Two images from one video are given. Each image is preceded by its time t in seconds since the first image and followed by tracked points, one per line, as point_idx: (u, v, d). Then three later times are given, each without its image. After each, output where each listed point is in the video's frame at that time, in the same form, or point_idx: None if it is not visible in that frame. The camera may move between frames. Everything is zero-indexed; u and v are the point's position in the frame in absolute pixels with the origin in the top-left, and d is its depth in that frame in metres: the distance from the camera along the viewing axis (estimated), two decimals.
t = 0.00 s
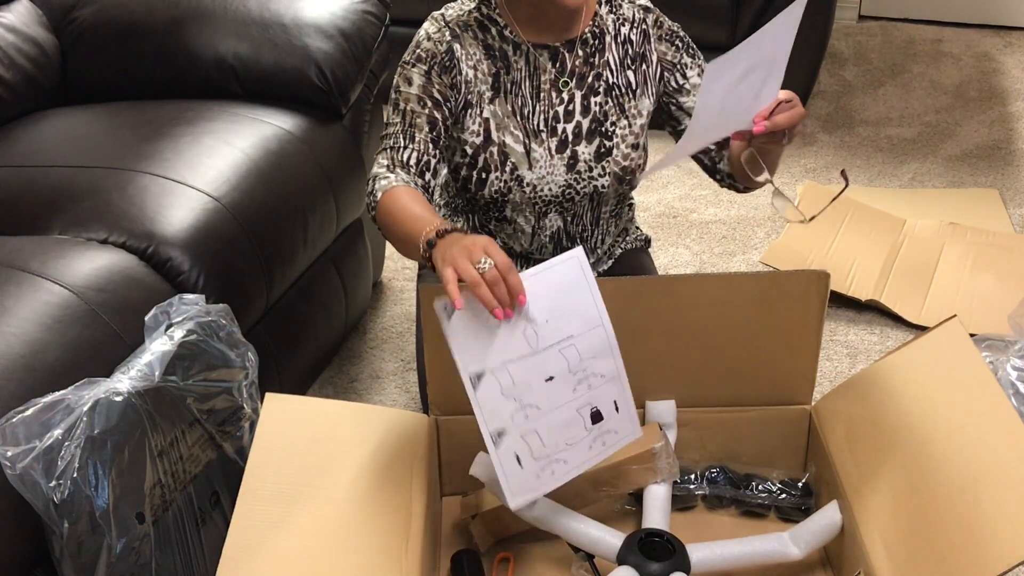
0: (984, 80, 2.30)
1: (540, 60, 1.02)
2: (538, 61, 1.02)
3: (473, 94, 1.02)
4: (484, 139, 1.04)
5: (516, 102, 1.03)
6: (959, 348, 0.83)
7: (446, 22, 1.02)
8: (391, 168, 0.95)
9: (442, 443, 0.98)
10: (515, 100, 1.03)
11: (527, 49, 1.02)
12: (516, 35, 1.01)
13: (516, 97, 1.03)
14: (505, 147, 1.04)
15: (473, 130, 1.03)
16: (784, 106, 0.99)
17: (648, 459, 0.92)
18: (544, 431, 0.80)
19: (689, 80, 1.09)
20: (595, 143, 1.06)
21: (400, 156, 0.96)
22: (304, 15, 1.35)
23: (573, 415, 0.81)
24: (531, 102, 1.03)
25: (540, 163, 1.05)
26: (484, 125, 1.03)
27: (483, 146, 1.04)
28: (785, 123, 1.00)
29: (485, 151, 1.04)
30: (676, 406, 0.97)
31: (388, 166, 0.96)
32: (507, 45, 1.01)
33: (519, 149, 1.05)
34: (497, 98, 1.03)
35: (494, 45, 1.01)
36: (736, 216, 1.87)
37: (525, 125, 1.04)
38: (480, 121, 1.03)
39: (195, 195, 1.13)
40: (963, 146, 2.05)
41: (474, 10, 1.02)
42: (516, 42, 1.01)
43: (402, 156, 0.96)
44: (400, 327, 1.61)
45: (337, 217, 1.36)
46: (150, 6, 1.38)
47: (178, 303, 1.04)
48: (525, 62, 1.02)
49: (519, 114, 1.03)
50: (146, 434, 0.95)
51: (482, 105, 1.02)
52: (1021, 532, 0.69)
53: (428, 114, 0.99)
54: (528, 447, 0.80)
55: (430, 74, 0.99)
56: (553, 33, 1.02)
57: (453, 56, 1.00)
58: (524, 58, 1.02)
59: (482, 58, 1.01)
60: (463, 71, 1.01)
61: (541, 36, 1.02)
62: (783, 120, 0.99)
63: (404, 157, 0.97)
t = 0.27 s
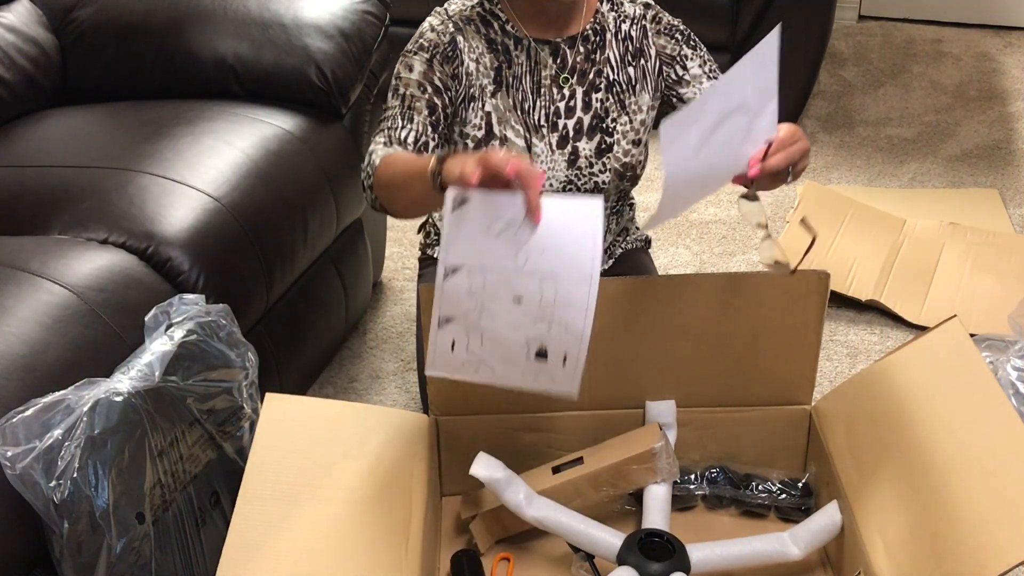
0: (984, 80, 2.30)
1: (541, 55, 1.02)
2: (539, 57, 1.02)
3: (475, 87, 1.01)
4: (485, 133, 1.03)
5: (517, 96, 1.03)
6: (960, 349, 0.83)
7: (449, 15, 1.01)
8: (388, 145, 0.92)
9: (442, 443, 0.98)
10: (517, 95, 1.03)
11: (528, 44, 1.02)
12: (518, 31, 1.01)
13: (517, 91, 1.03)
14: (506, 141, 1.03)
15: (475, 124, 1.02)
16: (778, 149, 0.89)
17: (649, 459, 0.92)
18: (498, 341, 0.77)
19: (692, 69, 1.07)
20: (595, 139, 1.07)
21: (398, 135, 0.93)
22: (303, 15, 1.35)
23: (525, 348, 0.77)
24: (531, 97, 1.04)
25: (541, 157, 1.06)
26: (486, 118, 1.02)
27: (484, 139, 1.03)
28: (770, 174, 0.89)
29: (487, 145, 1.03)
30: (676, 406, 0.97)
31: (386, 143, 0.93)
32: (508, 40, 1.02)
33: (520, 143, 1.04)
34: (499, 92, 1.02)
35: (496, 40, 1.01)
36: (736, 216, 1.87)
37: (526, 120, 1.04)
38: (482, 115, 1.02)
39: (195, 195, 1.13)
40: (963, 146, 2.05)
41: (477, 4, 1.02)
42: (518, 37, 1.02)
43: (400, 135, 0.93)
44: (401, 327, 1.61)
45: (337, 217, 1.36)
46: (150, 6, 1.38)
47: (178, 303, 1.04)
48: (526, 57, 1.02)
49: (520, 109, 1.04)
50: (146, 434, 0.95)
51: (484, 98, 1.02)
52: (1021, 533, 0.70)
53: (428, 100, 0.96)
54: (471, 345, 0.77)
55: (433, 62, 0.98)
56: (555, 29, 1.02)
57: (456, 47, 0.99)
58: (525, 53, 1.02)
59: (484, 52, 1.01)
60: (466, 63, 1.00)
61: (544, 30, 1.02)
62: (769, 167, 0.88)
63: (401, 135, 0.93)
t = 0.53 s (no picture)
0: (984, 80, 2.30)
1: (544, 53, 1.02)
2: (541, 53, 1.02)
3: (483, 77, 1.02)
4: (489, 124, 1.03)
5: (521, 92, 1.03)
6: (960, 349, 0.83)
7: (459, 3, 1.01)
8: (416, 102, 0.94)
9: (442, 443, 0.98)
10: (520, 90, 1.03)
11: (531, 40, 1.02)
12: (520, 27, 1.02)
13: (521, 87, 1.03)
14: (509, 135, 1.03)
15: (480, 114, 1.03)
16: (715, 207, 0.77)
17: (649, 459, 0.92)
18: (532, 279, 0.80)
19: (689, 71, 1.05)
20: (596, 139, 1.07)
21: (424, 94, 0.95)
22: (303, 15, 1.35)
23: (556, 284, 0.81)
24: (533, 95, 1.04)
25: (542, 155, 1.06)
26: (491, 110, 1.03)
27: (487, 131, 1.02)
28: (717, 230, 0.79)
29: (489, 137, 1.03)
30: (676, 406, 0.97)
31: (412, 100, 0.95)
32: (511, 35, 1.02)
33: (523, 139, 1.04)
34: (505, 85, 1.03)
35: (502, 33, 1.01)
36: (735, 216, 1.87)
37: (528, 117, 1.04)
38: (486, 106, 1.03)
39: (195, 195, 1.13)
40: (963, 146, 2.05)
41: None
42: (520, 33, 1.02)
43: (425, 94, 0.95)
44: (401, 327, 1.61)
45: (337, 217, 1.36)
46: (150, 6, 1.38)
47: (178, 303, 1.04)
48: (529, 54, 1.02)
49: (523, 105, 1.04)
50: (146, 434, 0.95)
51: (490, 90, 1.02)
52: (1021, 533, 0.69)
53: (446, 69, 0.98)
54: (503, 285, 0.81)
55: (448, 40, 0.98)
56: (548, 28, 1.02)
57: (471, 30, 1.00)
58: (527, 49, 1.02)
59: (492, 43, 1.01)
60: (477, 49, 1.00)
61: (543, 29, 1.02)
62: (706, 230, 0.77)
63: (428, 95, 0.95)
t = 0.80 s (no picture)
0: (984, 81, 2.30)
1: (548, 53, 1.03)
2: (546, 54, 1.03)
3: (489, 78, 1.02)
4: (495, 126, 1.03)
5: (527, 93, 1.03)
6: (960, 348, 0.83)
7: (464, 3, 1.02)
8: (423, 101, 0.93)
9: (441, 442, 0.98)
10: (526, 91, 1.03)
11: (536, 41, 1.02)
12: (525, 27, 1.02)
13: (526, 88, 1.03)
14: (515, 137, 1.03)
15: (485, 116, 1.03)
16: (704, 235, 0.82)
17: (649, 459, 0.92)
18: (569, 293, 0.83)
19: (689, 71, 1.04)
20: (600, 141, 1.06)
21: (432, 93, 0.94)
22: (304, 15, 1.35)
23: (592, 294, 0.83)
24: (537, 96, 1.04)
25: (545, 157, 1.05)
26: (496, 112, 1.03)
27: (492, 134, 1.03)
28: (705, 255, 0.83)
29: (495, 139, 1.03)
30: (676, 406, 0.97)
31: (420, 99, 0.94)
32: (516, 35, 1.02)
33: (528, 141, 1.04)
34: (510, 87, 1.03)
35: (509, 33, 1.02)
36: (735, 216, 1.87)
37: (533, 118, 1.04)
38: (492, 107, 1.03)
39: (195, 195, 1.13)
40: (963, 146, 2.05)
41: None
42: (525, 34, 1.02)
43: (433, 93, 0.95)
44: (401, 327, 1.61)
45: (337, 217, 1.35)
46: (150, 6, 1.38)
47: (178, 303, 1.04)
48: (534, 54, 1.02)
49: (528, 106, 1.04)
50: (146, 434, 0.95)
51: (496, 91, 1.02)
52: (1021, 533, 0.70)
53: (454, 67, 0.98)
54: (547, 308, 0.83)
55: (457, 38, 0.99)
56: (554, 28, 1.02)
57: (478, 31, 1.00)
58: (532, 49, 1.02)
59: (498, 43, 1.01)
60: (484, 49, 1.01)
61: (547, 31, 1.02)
62: (691, 256, 0.82)
63: (438, 95, 0.95)
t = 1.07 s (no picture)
0: (984, 80, 2.30)
1: (549, 56, 1.03)
2: (547, 57, 1.03)
3: (487, 83, 1.02)
4: (494, 131, 1.04)
5: (527, 96, 1.04)
6: (960, 349, 0.83)
7: (463, 9, 1.02)
8: (402, 114, 0.94)
9: (442, 442, 0.98)
10: (525, 95, 1.04)
11: (536, 44, 1.02)
12: (526, 30, 1.02)
13: (526, 92, 1.04)
14: (514, 140, 1.05)
15: (484, 121, 1.04)
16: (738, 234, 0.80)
17: (649, 459, 0.92)
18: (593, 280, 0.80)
19: (692, 72, 1.04)
20: (602, 143, 1.06)
21: (413, 105, 0.95)
22: (304, 15, 1.35)
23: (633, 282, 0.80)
24: (538, 98, 1.04)
25: (546, 159, 1.06)
26: (495, 117, 1.03)
27: (492, 138, 1.04)
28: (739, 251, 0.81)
29: (494, 143, 1.04)
30: (676, 406, 0.97)
31: (400, 112, 0.94)
32: (516, 39, 1.02)
33: (527, 144, 1.05)
34: (509, 90, 1.03)
35: (507, 37, 1.02)
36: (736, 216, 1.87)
37: (533, 121, 1.05)
38: (491, 112, 1.03)
39: (195, 195, 1.13)
40: (963, 146, 2.05)
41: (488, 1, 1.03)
42: (525, 37, 1.02)
43: (413, 105, 0.95)
44: (401, 327, 1.61)
45: (337, 216, 1.35)
46: (150, 6, 1.38)
47: (178, 302, 1.04)
48: (534, 58, 1.03)
49: (528, 109, 1.04)
50: (146, 434, 0.95)
51: (494, 95, 1.03)
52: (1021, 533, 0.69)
53: (442, 76, 0.98)
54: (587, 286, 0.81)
55: (449, 45, 0.99)
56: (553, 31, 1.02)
57: (473, 37, 1.00)
58: (533, 53, 1.03)
59: (497, 48, 1.02)
60: (480, 55, 1.01)
61: (547, 33, 1.02)
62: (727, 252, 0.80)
63: (417, 105, 0.95)
